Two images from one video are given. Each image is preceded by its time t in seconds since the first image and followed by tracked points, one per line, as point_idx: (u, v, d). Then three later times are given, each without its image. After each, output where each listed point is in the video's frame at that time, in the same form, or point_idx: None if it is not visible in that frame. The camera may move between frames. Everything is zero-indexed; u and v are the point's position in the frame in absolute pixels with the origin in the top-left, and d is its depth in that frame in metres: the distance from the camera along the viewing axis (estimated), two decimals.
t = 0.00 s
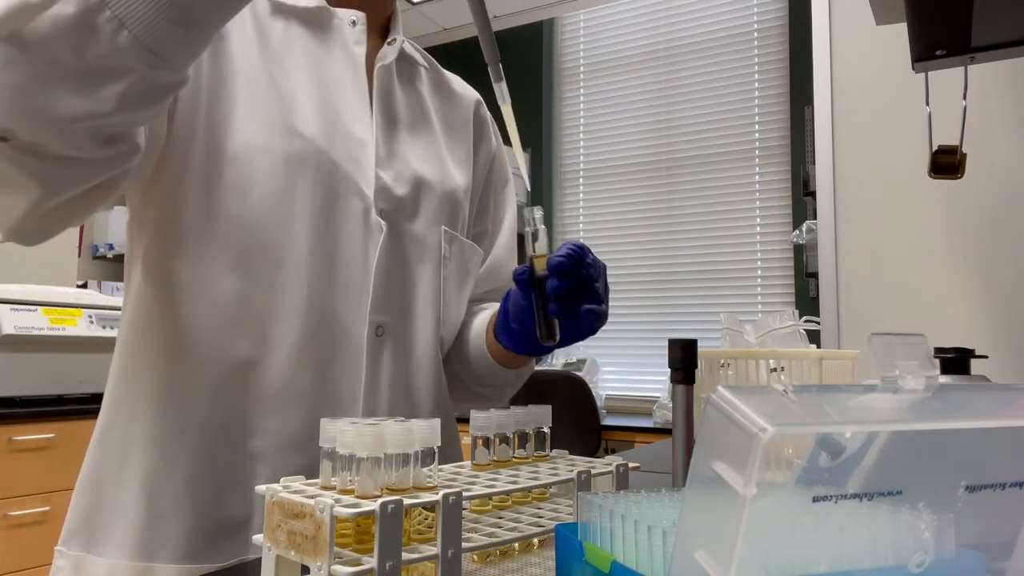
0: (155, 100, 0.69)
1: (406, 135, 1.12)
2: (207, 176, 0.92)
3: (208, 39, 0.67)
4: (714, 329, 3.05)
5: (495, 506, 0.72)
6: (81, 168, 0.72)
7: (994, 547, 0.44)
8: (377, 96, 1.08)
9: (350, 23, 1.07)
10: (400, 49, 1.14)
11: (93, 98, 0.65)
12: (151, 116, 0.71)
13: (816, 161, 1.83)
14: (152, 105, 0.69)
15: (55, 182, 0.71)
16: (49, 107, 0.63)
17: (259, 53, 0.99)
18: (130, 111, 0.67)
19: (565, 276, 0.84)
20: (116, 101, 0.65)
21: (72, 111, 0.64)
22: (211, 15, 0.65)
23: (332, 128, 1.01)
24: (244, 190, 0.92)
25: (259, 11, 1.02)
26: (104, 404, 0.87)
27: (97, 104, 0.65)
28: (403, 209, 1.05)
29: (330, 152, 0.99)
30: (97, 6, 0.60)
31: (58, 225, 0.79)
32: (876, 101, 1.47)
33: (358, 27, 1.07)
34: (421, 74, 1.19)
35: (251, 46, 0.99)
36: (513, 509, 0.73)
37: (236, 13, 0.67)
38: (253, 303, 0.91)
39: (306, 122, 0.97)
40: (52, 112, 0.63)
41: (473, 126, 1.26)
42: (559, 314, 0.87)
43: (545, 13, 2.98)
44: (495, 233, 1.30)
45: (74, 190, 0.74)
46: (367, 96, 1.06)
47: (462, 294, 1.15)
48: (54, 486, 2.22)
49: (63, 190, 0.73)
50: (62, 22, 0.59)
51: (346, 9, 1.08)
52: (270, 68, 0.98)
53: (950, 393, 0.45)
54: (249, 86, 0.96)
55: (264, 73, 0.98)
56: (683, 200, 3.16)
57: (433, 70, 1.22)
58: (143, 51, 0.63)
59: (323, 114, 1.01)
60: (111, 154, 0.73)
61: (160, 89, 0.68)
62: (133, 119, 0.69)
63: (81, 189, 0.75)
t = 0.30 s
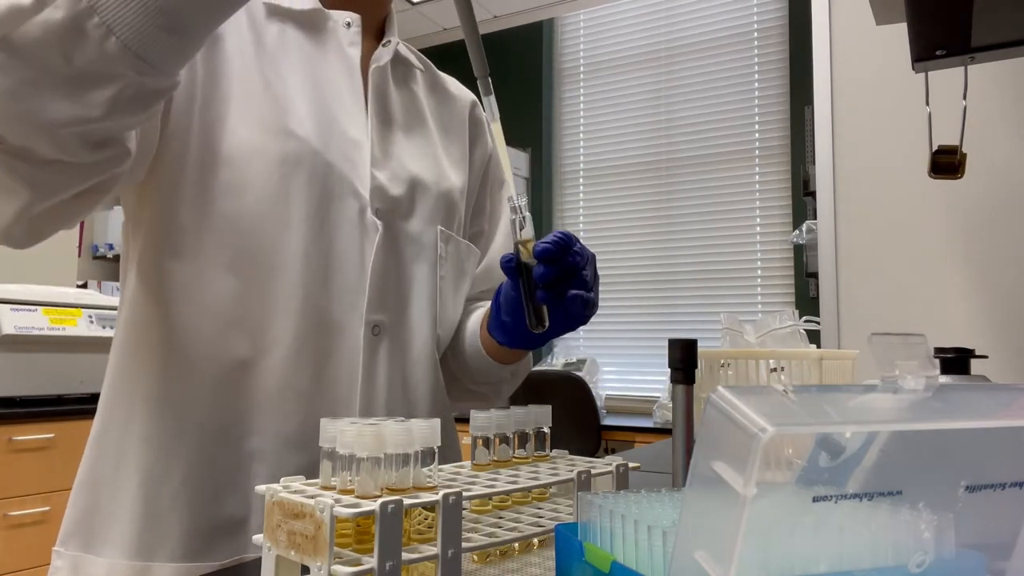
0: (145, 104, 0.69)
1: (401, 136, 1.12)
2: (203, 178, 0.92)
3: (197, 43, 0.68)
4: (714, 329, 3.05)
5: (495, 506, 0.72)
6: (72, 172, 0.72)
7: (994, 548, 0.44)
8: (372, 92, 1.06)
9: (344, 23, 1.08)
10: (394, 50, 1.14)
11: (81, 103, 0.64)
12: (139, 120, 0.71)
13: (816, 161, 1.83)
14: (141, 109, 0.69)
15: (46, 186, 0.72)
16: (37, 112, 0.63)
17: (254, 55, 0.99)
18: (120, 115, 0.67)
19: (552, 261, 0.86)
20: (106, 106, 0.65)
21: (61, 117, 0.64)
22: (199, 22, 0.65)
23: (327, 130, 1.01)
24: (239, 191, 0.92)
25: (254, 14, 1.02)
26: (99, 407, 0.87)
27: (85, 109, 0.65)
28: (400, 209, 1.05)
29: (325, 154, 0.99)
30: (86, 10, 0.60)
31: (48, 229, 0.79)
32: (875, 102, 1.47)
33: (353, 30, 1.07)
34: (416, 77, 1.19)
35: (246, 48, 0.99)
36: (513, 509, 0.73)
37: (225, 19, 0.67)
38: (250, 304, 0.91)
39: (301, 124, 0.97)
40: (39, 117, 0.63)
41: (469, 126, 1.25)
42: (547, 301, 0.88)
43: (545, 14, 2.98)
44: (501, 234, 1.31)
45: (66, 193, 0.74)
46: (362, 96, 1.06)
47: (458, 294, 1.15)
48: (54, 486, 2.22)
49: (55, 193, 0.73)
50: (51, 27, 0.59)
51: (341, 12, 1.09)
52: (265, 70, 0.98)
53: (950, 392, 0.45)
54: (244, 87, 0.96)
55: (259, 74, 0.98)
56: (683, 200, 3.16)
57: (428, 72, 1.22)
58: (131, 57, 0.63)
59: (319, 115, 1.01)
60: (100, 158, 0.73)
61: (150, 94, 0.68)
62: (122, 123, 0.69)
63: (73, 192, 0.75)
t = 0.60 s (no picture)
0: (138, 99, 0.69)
1: (400, 137, 1.12)
2: (202, 178, 0.92)
3: (188, 36, 0.68)
4: (714, 329, 3.05)
5: (495, 506, 0.72)
6: (65, 165, 0.72)
7: (994, 548, 0.44)
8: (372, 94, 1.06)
9: (343, 24, 1.08)
10: (393, 52, 1.14)
11: (73, 96, 0.64)
12: (131, 114, 0.71)
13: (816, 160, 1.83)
14: (134, 103, 0.69)
15: (39, 180, 0.72)
16: (30, 104, 0.63)
17: (253, 56, 0.99)
18: (113, 108, 0.67)
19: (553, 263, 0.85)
20: (99, 100, 0.65)
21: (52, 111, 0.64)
22: (190, 15, 0.66)
23: (326, 131, 1.01)
24: (238, 192, 0.92)
25: (253, 15, 1.02)
26: (98, 407, 0.87)
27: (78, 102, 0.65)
28: (399, 209, 1.05)
29: (324, 155, 0.99)
30: (77, 3, 0.61)
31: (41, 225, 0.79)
32: (875, 102, 1.47)
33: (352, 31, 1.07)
34: (415, 77, 1.19)
35: (245, 49, 0.99)
36: (513, 509, 0.73)
37: (216, 13, 0.68)
38: (249, 304, 0.91)
39: (300, 124, 0.97)
40: (31, 110, 0.63)
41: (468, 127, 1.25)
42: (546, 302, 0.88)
43: (545, 14, 2.98)
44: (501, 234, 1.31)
45: (58, 188, 0.74)
46: (361, 98, 1.05)
47: (458, 294, 1.15)
48: (54, 486, 2.22)
49: (45, 188, 0.73)
50: (43, 19, 0.60)
51: (339, 13, 1.09)
52: (263, 70, 0.98)
53: (950, 392, 0.45)
54: (243, 88, 0.96)
55: (258, 74, 0.97)
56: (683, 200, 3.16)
57: (426, 73, 1.22)
58: (123, 49, 0.64)
59: (318, 116, 1.01)
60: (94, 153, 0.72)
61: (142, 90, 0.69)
62: (115, 118, 0.69)
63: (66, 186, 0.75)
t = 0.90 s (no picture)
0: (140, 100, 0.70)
1: (400, 137, 1.12)
2: (202, 179, 0.92)
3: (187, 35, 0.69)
4: (714, 329, 3.05)
5: (495, 506, 0.72)
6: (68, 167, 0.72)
7: (994, 548, 0.44)
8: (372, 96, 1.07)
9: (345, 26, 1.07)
10: (393, 52, 1.14)
11: (75, 97, 0.64)
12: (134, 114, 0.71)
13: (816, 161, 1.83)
14: (137, 104, 0.69)
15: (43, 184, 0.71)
16: (32, 107, 0.63)
17: (254, 56, 0.99)
18: (116, 108, 0.67)
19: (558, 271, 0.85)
20: (100, 100, 0.66)
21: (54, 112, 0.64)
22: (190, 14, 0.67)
23: (326, 131, 1.00)
24: (238, 192, 0.92)
25: (253, 16, 1.02)
26: (99, 407, 0.87)
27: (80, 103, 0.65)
28: (399, 209, 1.05)
29: (325, 155, 0.99)
30: (77, 4, 0.61)
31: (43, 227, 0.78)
32: (875, 102, 1.47)
33: (353, 31, 1.07)
34: (415, 78, 1.19)
35: (246, 49, 0.99)
36: (513, 509, 0.73)
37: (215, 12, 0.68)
38: (249, 304, 0.91)
39: (300, 124, 0.97)
40: (35, 112, 0.63)
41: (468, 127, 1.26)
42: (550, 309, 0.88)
43: (546, 14, 2.98)
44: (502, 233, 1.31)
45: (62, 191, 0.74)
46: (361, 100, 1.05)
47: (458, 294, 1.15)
48: (54, 486, 2.22)
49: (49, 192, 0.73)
50: (44, 22, 0.60)
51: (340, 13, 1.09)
52: (264, 70, 0.98)
53: (950, 393, 0.45)
54: (244, 88, 0.96)
55: (258, 74, 0.97)
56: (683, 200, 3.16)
57: (427, 73, 1.22)
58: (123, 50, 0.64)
59: (318, 116, 1.01)
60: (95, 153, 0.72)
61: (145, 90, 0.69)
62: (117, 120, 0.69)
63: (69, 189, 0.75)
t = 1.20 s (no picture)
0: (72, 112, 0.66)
1: (406, 136, 1.12)
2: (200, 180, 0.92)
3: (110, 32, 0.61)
4: (714, 329, 3.05)
5: (494, 506, 0.72)
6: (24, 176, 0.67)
7: (994, 547, 0.44)
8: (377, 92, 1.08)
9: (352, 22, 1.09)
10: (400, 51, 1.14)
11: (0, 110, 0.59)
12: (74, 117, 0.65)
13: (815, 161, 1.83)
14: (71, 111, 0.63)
15: None
16: None
17: (254, 56, 0.98)
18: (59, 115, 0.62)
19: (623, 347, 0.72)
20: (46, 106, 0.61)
21: None
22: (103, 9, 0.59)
23: (327, 130, 1.01)
24: (237, 194, 0.92)
25: (256, 14, 1.01)
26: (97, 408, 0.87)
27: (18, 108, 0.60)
28: (400, 209, 1.05)
29: (325, 155, 0.99)
30: None
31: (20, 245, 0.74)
32: (876, 101, 1.47)
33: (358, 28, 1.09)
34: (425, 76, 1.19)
35: (245, 46, 0.98)
36: (513, 509, 0.73)
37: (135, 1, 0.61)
38: (248, 304, 0.91)
39: (300, 124, 0.97)
40: None
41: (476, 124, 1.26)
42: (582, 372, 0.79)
43: (546, 14, 2.98)
44: (507, 232, 1.31)
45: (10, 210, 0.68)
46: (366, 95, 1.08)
47: (461, 295, 1.14)
48: (54, 486, 2.22)
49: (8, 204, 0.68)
50: None
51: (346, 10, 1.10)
52: (263, 69, 0.98)
53: (950, 393, 0.45)
54: (243, 88, 0.95)
55: (257, 73, 0.97)
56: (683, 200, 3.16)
57: (436, 71, 1.22)
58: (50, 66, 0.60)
59: (319, 114, 1.00)
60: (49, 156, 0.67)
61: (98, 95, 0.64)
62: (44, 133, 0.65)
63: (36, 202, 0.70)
